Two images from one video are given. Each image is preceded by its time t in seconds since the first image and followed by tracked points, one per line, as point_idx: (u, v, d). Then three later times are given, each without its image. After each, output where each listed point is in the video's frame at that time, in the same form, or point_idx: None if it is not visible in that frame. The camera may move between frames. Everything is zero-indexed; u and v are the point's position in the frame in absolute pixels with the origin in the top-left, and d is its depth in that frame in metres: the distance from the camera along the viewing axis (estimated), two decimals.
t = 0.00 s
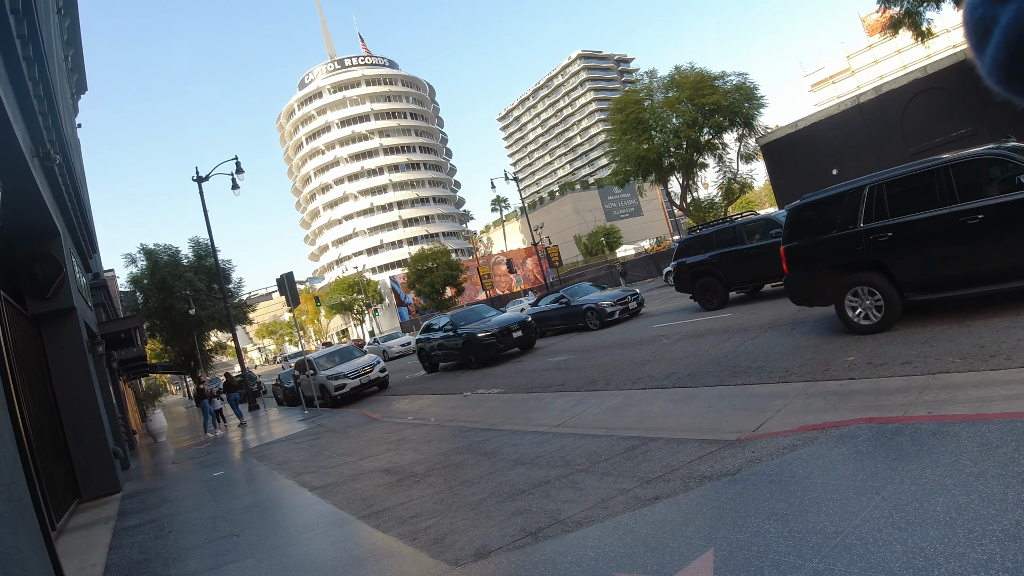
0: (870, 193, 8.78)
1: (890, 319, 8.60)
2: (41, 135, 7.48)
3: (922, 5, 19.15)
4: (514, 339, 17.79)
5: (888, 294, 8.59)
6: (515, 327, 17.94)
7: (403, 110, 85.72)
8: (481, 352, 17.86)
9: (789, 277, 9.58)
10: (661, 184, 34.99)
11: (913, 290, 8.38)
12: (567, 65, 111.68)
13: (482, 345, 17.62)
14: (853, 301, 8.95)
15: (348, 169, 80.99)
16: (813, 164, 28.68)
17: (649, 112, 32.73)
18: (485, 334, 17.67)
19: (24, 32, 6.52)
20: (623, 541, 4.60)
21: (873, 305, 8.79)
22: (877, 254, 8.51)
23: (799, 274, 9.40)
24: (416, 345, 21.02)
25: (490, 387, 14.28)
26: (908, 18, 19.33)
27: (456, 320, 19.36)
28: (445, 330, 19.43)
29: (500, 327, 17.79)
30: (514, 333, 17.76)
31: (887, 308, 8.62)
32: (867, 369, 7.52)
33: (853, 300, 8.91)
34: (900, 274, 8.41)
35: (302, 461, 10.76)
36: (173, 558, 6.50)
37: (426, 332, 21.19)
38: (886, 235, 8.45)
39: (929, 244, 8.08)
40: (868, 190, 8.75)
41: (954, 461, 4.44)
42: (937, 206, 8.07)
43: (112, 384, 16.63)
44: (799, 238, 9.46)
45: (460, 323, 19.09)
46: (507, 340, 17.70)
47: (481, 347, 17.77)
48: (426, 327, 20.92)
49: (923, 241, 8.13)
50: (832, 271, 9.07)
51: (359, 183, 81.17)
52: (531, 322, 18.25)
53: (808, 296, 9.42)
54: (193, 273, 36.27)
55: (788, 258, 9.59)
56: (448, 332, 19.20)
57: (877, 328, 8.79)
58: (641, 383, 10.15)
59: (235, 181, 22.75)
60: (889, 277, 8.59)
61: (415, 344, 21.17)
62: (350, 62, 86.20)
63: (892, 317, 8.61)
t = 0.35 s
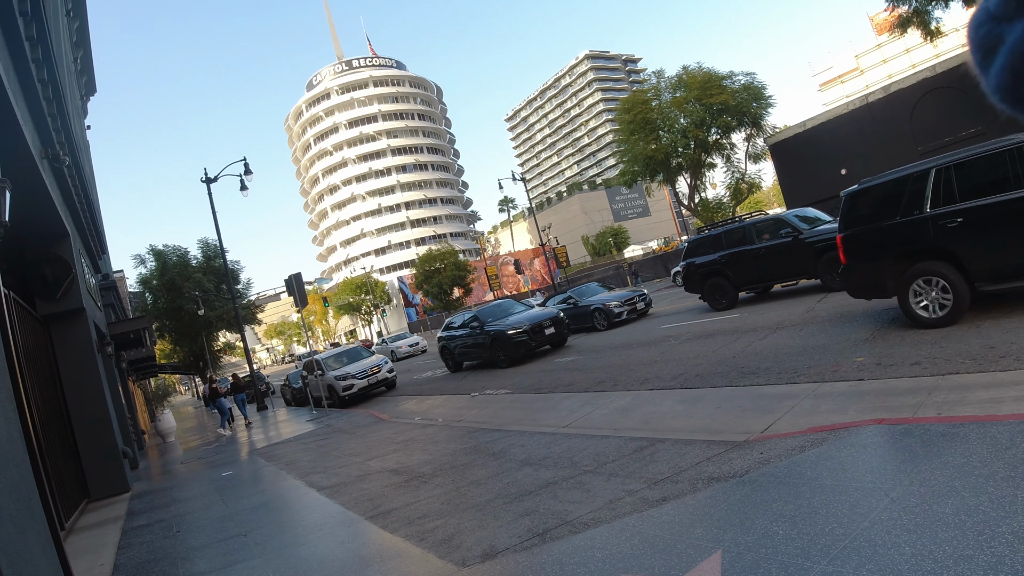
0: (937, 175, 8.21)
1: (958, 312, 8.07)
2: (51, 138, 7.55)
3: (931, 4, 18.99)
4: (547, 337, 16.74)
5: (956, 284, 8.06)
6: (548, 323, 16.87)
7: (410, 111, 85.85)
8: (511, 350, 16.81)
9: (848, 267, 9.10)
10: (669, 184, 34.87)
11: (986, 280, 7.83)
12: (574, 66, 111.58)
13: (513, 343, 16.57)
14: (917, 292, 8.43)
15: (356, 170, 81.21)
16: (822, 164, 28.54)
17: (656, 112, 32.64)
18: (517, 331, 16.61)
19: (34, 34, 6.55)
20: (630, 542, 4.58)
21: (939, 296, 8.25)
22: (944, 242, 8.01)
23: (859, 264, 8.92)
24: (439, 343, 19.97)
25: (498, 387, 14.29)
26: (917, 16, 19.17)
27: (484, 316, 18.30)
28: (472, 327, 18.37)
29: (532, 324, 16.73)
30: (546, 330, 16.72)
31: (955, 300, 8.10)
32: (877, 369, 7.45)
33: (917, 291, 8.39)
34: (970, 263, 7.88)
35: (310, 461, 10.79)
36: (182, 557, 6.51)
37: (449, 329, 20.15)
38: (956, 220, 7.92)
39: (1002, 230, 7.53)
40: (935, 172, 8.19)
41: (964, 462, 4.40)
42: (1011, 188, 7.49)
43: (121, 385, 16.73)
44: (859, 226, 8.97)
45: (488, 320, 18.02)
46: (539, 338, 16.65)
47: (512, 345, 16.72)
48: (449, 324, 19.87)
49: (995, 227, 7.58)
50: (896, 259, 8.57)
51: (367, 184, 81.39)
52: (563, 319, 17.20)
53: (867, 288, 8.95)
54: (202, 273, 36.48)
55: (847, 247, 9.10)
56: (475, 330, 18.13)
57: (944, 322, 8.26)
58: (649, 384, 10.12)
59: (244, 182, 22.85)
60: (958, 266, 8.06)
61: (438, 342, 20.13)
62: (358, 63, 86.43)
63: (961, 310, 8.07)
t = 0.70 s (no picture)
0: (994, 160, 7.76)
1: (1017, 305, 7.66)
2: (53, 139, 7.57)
3: (932, 4, 18.94)
4: (576, 333, 15.39)
5: (1014, 274, 7.64)
6: (577, 317, 15.50)
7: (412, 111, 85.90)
8: (537, 347, 15.47)
9: (898, 259, 8.70)
10: (671, 184, 34.84)
11: None
12: (576, 66, 111.62)
13: (540, 340, 15.24)
14: (973, 284, 8.05)
15: (358, 171, 81.27)
16: (824, 164, 28.51)
17: (658, 113, 32.60)
18: (544, 327, 15.27)
19: (37, 35, 6.58)
20: (632, 542, 4.58)
21: (997, 287, 7.85)
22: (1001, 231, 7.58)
23: (910, 256, 8.54)
24: (458, 340, 18.67)
25: (500, 387, 14.31)
26: (918, 16, 19.12)
27: (506, 310, 16.96)
28: (493, 322, 17.04)
29: (560, 318, 15.36)
30: (575, 324, 15.35)
31: (1014, 292, 7.69)
32: (880, 370, 7.44)
33: (973, 283, 8.01)
34: None
35: (313, 461, 10.81)
36: (185, 557, 6.52)
37: (467, 326, 18.87)
38: (1016, 207, 7.47)
39: None
40: (992, 158, 7.74)
41: (967, 463, 4.39)
42: None
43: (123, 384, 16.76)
44: (909, 216, 8.56)
45: (511, 314, 16.70)
46: (567, 334, 15.28)
47: (538, 342, 15.39)
48: (468, 320, 18.55)
49: None
50: (952, 249, 8.16)
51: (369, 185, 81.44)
52: (592, 312, 15.83)
53: (918, 282, 8.57)
54: (204, 274, 36.56)
55: (898, 238, 8.69)
56: (497, 325, 16.79)
57: (1002, 315, 7.85)
58: (651, 384, 10.11)
59: (246, 183, 22.90)
60: (1018, 256, 7.63)
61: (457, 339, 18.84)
62: (359, 64, 86.54)
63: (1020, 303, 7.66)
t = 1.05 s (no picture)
0: None
1: None
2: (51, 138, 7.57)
3: (931, 4, 18.96)
4: (605, 327, 14.70)
5: None
6: (605, 311, 14.82)
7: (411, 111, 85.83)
8: (565, 343, 14.73)
9: (941, 248, 8.35)
10: (669, 184, 34.83)
11: None
12: (574, 66, 111.56)
13: (569, 335, 14.48)
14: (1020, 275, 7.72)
15: (356, 170, 81.22)
16: (822, 164, 28.53)
17: (657, 112, 32.61)
18: (572, 322, 14.52)
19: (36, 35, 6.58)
20: (630, 541, 4.59)
21: None
22: None
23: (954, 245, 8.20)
24: (474, 336, 17.82)
25: (498, 387, 14.32)
26: (917, 16, 19.03)
27: (528, 305, 16.15)
28: (514, 317, 16.23)
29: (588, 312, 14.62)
30: (604, 319, 14.63)
31: None
32: (878, 369, 7.45)
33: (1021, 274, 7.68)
34: None
35: (311, 461, 10.81)
36: (183, 558, 6.51)
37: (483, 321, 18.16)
38: None
39: None
40: None
41: (964, 462, 4.39)
42: None
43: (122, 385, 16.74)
44: (952, 203, 8.15)
45: (533, 308, 15.96)
46: (596, 329, 14.58)
47: (566, 337, 14.64)
48: (485, 315, 17.70)
49: None
50: (999, 238, 7.79)
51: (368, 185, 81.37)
52: (620, 306, 15.16)
53: (961, 272, 8.25)
54: (203, 274, 36.53)
55: (941, 226, 8.30)
56: (519, 320, 15.96)
57: None
58: (649, 384, 10.11)
59: (245, 183, 22.86)
60: None
61: (472, 335, 17.98)
62: (358, 64, 86.50)
63: None
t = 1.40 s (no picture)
0: None
1: None
2: (53, 141, 7.61)
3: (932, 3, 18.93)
4: (642, 322, 13.43)
5: None
6: (642, 305, 13.55)
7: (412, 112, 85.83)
8: (598, 339, 13.42)
9: (985, 237, 8.11)
10: (671, 184, 34.79)
11: None
12: (575, 66, 111.56)
13: (603, 330, 13.18)
14: None
15: (358, 172, 81.27)
16: (824, 163, 28.48)
17: (658, 112, 32.57)
18: (607, 317, 13.22)
19: (37, 38, 6.60)
20: (632, 541, 4.60)
21: None
22: None
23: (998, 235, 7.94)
24: (496, 333, 16.46)
25: (500, 387, 14.33)
26: (917, 16, 18.95)
27: (556, 298, 14.80)
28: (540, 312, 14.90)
29: (623, 305, 13.39)
30: (640, 313, 13.41)
31: None
32: (880, 369, 7.43)
33: None
34: None
35: (313, 462, 10.82)
36: (187, 559, 6.52)
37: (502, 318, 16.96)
38: None
39: None
40: None
41: (968, 462, 4.38)
42: None
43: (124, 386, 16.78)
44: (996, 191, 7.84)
45: (562, 302, 14.69)
46: (632, 324, 13.28)
47: (598, 332, 13.38)
48: (508, 311, 16.33)
49: None
50: None
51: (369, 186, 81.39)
52: (657, 300, 13.89)
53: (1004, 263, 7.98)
54: (204, 275, 36.58)
55: (984, 214, 8.05)
56: (547, 314, 14.62)
57: None
58: (651, 384, 10.10)
59: (246, 184, 22.87)
60: None
61: (494, 332, 16.59)
62: (359, 65, 86.63)
63: None
